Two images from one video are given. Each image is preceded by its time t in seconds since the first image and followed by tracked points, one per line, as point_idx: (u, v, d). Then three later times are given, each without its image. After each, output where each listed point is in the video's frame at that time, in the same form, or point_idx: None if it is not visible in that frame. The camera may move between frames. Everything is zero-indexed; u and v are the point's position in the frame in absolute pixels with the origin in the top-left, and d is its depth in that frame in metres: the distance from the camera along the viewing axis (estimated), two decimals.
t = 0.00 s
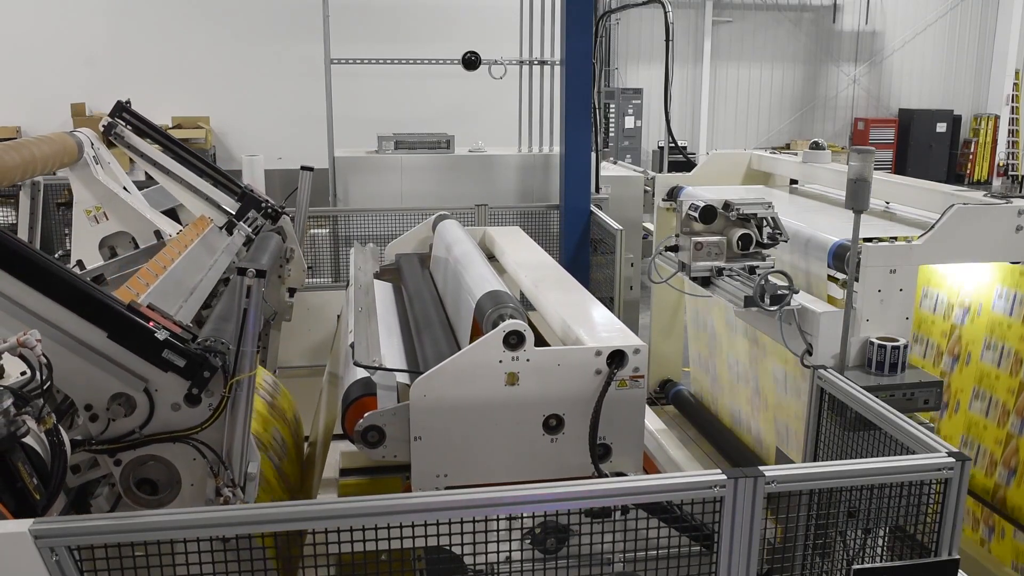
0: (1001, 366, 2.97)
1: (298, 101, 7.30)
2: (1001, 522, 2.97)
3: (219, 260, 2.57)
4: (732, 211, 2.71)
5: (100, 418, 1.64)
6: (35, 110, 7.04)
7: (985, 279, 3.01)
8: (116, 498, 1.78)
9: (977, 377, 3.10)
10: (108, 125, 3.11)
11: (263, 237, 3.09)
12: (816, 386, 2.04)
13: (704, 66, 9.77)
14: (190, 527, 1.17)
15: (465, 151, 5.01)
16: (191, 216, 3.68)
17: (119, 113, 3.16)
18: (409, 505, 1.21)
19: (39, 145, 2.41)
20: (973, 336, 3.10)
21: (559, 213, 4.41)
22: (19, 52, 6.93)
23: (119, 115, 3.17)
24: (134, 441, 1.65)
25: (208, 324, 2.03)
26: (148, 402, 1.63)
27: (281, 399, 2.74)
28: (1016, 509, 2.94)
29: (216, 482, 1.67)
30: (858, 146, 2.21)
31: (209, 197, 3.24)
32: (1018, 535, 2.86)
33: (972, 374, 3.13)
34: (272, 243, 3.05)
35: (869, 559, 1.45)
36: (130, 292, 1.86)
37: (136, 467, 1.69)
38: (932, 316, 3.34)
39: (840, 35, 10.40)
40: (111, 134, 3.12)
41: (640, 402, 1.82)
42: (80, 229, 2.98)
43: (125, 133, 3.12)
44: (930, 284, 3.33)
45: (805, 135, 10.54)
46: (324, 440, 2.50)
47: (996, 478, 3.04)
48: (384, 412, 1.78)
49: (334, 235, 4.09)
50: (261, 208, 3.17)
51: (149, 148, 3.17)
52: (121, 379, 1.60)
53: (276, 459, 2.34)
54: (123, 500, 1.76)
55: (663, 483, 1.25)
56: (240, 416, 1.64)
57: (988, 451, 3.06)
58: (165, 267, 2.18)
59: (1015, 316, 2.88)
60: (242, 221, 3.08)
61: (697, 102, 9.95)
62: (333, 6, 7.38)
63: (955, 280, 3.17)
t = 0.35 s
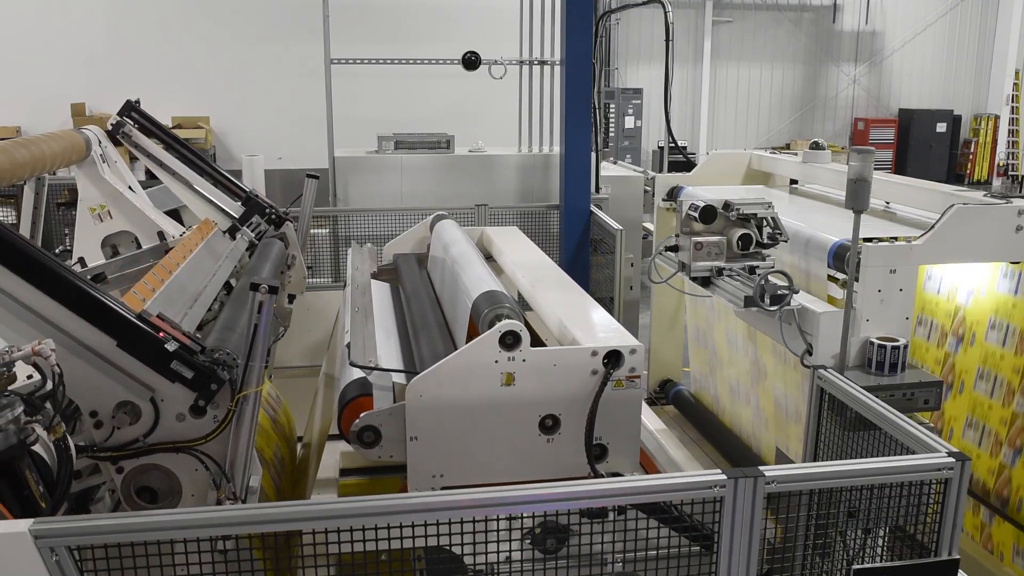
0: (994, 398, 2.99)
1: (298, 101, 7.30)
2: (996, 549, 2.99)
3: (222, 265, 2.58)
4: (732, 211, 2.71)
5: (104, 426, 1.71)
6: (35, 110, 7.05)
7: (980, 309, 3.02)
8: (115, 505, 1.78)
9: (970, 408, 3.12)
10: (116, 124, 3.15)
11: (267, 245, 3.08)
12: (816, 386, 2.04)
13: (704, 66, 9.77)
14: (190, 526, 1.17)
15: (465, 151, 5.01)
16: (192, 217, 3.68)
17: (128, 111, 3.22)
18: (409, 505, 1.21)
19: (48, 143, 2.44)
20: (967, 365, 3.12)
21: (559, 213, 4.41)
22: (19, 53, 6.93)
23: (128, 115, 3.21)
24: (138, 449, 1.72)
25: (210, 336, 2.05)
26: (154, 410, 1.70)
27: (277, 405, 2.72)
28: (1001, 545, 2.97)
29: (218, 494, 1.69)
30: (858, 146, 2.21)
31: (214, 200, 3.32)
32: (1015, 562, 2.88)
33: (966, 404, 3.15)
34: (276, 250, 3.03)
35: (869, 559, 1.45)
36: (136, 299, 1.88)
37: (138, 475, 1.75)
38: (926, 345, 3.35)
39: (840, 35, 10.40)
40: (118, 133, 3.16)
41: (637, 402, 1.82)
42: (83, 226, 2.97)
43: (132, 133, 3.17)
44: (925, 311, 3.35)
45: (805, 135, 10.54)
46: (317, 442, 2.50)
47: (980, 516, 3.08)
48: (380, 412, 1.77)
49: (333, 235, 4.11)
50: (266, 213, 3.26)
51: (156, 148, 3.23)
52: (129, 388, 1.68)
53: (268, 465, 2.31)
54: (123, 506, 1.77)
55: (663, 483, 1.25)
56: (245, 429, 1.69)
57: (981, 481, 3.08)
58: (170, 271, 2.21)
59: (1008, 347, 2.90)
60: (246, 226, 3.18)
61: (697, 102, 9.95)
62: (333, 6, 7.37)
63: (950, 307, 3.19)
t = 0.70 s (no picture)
0: (995, 390, 2.99)
1: (298, 101, 7.30)
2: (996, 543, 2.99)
3: (224, 270, 2.60)
4: (732, 211, 2.71)
5: (108, 433, 1.72)
6: (35, 110, 7.05)
7: (981, 303, 3.02)
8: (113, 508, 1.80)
9: (972, 400, 3.12)
10: (124, 123, 3.18)
11: (269, 252, 3.09)
12: (816, 386, 2.04)
13: (704, 66, 9.77)
14: (190, 527, 1.17)
15: (465, 151, 5.01)
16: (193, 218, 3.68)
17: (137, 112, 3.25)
18: (409, 505, 1.21)
19: (57, 135, 2.46)
20: (968, 358, 3.12)
21: (559, 213, 4.41)
22: (19, 53, 6.93)
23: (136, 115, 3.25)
24: (141, 458, 1.74)
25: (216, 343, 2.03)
26: (158, 419, 1.72)
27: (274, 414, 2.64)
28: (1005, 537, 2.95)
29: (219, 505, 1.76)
30: (858, 146, 2.21)
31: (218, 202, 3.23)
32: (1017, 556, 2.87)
33: (967, 397, 3.15)
34: (277, 259, 3.03)
35: (869, 559, 1.45)
36: (143, 303, 1.92)
37: (138, 483, 1.76)
38: (928, 339, 3.35)
39: (840, 35, 10.40)
40: (126, 133, 3.19)
41: (633, 402, 1.82)
42: (86, 223, 2.96)
43: (139, 133, 3.20)
44: (926, 306, 3.35)
45: (804, 135, 10.54)
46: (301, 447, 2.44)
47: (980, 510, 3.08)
48: (375, 412, 1.79)
49: (333, 235, 4.11)
50: (268, 218, 3.21)
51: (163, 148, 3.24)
52: (135, 397, 1.70)
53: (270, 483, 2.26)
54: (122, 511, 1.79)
55: (663, 483, 1.25)
56: (248, 444, 1.74)
57: (983, 475, 3.08)
58: (175, 276, 2.22)
59: (1010, 341, 2.90)
60: (248, 231, 3.12)
61: (697, 102, 9.95)
62: (333, 6, 7.37)
63: (950, 302, 3.19)
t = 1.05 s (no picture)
0: (998, 383, 2.99)
1: (298, 101, 7.30)
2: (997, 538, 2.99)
3: (226, 277, 2.62)
4: (732, 211, 2.71)
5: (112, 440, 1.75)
6: (35, 109, 7.05)
7: (982, 296, 3.02)
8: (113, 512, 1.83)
9: (974, 392, 3.12)
10: (132, 123, 3.17)
11: (269, 259, 3.09)
12: (816, 386, 2.04)
13: (704, 66, 9.77)
14: (189, 527, 1.17)
15: (465, 151, 5.01)
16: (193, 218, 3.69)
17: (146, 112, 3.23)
18: (409, 505, 1.21)
19: (64, 130, 2.48)
20: (970, 350, 3.12)
21: (559, 213, 4.41)
22: (19, 53, 6.93)
23: (144, 115, 3.23)
24: (143, 466, 1.76)
25: (218, 353, 2.02)
26: (163, 428, 1.75)
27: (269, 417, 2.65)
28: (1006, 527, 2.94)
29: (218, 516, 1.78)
30: (858, 146, 2.21)
31: (223, 206, 3.26)
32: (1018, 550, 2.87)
33: (969, 389, 3.15)
34: (279, 265, 3.03)
35: (869, 559, 1.45)
36: (149, 308, 1.91)
37: (138, 491, 1.78)
38: (930, 332, 3.36)
39: (840, 35, 10.40)
40: (134, 133, 3.17)
41: (630, 402, 1.82)
42: (89, 221, 2.95)
43: (148, 134, 3.19)
44: (927, 299, 3.35)
45: (804, 135, 10.54)
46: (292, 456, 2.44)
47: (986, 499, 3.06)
48: (370, 413, 1.80)
49: (334, 235, 4.11)
50: (272, 224, 3.26)
51: (171, 151, 3.24)
52: (141, 406, 1.74)
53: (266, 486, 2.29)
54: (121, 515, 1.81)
55: (663, 483, 1.26)
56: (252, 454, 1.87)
57: (984, 465, 3.08)
58: (179, 282, 2.22)
59: (1012, 333, 2.90)
60: (251, 237, 3.19)
61: (697, 102, 9.95)
62: (333, 6, 7.38)
63: (951, 294, 3.20)
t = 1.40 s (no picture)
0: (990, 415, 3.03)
1: (298, 101, 7.30)
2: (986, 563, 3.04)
3: (229, 285, 2.60)
4: (732, 211, 2.72)
5: (116, 447, 1.76)
6: (35, 109, 7.05)
7: (975, 326, 3.05)
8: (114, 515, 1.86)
9: (966, 423, 3.17)
10: (140, 123, 3.11)
11: (271, 265, 3.07)
12: (816, 385, 2.04)
13: (704, 66, 9.77)
14: (189, 527, 1.17)
15: (465, 151, 5.00)
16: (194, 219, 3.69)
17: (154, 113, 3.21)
18: (409, 505, 1.21)
19: (75, 129, 2.48)
20: (962, 383, 3.16)
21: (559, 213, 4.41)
22: (19, 53, 6.94)
23: (152, 115, 3.21)
24: (146, 474, 1.78)
25: (221, 362, 2.04)
26: (167, 438, 1.76)
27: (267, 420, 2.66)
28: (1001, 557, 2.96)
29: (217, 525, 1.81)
30: (858, 146, 2.21)
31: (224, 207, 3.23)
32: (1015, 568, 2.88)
33: (962, 420, 3.20)
34: (280, 271, 3.03)
35: (869, 559, 1.45)
36: (154, 315, 1.92)
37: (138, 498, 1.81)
38: (923, 359, 3.36)
39: (840, 35, 10.41)
40: (143, 133, 3.12)
41: (625, 401, 1.82)
42: (92, 220, 2.93)
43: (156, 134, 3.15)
44: (920, 327, 3.37)
45: (805, 135, 10.54)
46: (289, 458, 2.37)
47: (980, 530, 3.09)
48: (366, 413, 1.80)
49: (334, 235, 4.12)
50: (274, 230, 3.25)
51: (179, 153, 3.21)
52: (145, 414, 1.74)
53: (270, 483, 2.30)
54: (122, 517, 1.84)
55: (663, 483, 1.26)
56: (252, 473, 1.84)
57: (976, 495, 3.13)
58: (184, 287, 2.24)
59: (1004, 365, 2.94)
60: (253, 242, 3.18)
61: (697, 102, 9.95)
62: (333, 7, 7.38)
63: (944, 323, 3.24)
